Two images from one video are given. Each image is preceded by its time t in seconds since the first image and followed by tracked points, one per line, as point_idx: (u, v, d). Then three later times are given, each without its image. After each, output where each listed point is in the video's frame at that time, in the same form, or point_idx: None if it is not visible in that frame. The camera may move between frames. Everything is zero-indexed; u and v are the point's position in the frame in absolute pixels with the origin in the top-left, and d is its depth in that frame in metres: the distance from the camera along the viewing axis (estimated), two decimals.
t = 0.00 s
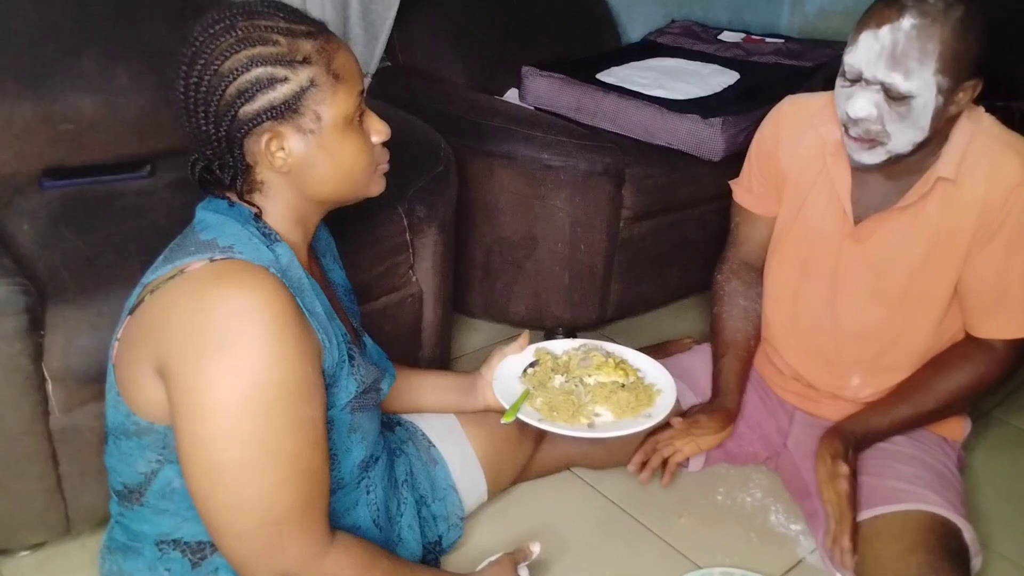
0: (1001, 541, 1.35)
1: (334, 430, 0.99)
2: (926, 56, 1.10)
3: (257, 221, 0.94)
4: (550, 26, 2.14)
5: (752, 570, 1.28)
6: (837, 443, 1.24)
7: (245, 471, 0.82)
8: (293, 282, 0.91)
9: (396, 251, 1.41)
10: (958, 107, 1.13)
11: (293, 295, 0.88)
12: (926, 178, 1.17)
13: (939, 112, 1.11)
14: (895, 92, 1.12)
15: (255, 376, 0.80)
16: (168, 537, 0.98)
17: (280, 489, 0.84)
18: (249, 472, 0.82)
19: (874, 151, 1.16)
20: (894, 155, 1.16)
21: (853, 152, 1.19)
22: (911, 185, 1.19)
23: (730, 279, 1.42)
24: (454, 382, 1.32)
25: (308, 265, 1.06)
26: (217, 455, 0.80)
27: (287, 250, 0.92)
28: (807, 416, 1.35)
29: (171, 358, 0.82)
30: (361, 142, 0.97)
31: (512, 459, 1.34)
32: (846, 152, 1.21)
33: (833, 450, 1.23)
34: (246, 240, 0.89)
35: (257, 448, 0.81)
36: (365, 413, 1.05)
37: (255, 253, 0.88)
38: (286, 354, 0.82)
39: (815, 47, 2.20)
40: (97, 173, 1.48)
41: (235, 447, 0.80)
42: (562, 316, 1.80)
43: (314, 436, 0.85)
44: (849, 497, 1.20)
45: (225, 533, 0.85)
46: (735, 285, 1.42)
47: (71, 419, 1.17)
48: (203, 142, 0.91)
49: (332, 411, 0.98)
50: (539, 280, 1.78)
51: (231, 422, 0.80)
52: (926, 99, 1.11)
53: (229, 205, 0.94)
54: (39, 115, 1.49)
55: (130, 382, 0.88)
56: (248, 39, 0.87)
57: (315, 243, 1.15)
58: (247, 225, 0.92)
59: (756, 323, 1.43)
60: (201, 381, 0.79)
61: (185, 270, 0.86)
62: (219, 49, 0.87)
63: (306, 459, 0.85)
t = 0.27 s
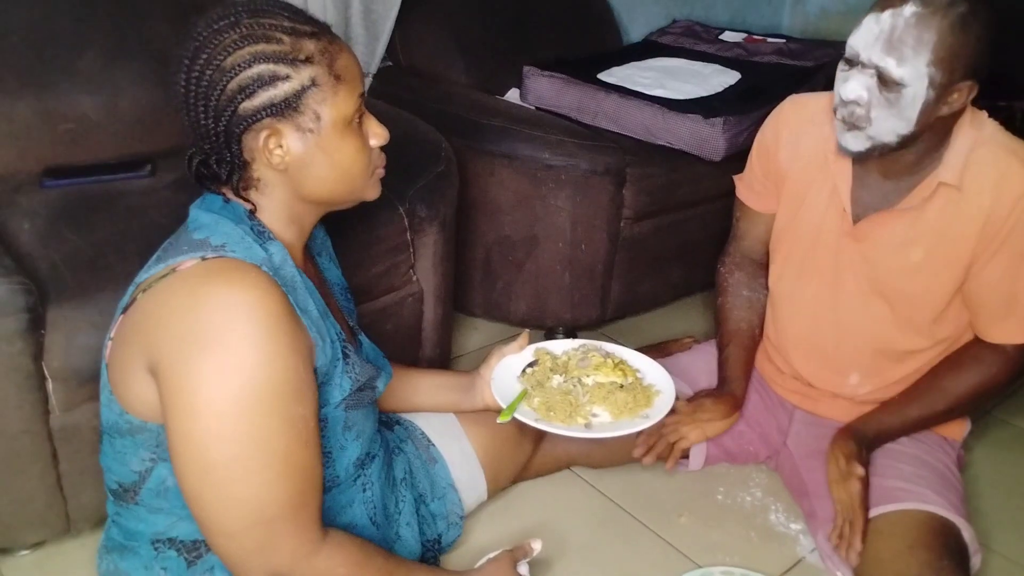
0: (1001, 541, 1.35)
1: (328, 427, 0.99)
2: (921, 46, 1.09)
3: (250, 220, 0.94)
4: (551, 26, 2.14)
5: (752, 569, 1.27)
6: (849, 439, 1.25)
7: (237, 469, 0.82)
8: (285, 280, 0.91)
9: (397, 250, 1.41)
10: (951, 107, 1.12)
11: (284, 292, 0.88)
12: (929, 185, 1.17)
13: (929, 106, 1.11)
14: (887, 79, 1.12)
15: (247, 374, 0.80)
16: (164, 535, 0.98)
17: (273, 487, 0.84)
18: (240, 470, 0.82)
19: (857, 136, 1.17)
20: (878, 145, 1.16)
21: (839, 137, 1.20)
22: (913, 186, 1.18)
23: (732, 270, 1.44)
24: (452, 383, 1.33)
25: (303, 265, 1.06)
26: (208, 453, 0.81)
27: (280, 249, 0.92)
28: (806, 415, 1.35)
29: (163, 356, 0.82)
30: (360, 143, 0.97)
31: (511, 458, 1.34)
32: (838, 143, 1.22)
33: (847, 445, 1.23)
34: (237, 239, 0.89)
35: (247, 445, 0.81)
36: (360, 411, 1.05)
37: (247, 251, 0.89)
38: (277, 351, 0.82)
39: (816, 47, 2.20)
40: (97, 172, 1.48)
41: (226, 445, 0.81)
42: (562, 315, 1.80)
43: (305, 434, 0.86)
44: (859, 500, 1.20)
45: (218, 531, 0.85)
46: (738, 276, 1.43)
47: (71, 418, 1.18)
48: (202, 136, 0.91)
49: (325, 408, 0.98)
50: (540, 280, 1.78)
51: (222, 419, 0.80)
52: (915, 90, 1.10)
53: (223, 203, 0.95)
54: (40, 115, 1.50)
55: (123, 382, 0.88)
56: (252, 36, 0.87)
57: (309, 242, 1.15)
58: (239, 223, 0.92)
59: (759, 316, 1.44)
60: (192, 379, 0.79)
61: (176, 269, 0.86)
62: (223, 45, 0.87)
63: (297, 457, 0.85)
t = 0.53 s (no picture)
0: (1000, 540, 1.35)
1: (320, 418, 0.99)
2: (928, 32, 1.12)
3: (243, 213, 0.94)
4: (550, 26, 2.14)
5: (751, 568, 1.27)
6: (863, 437, 1.22)
7: (225, 456, 0.81)
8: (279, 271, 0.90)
9: (396, 249, 1.42)
10: (955, 98, 1.15)
11: (276, 280, 0.88)
12: (926, 187, 1.17)
13: (935, 94, 1.13)
14: (894, 65, 1.14)
15: (236, 360, 0.80)
16: (162, 530, 0.98)
17: (260, 475, 0.83)
18: (227, 458, 0.81)
19: (866, 124, 1.17)
20: (885, 134, 1.17)
21: (845, 126, 1.20)
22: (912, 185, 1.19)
23: (729, 273, 1.44)
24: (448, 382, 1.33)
25: (300, 263, 1.06)
26: (196, 440, 0.80)
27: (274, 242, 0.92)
28: (805, 414, 1.35)
29: (155, 344, 0.82)
30: (335, 128, 0.95)
31: (511, 457, 1.34)
32: (842, 134, 1.22)
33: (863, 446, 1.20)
34: (230, 229, 0.89)
35: (234, 433, 0.81)
36: (355, 404, 1.05)
37: (239, 240, 0.88)
38: (266, 339, 0.82)
39: (814, 46, 2.20)
40: (97, 172, 1.48)
41: (214, 432, 0.80)
42: (562, 315, 1.80)
43: (293, 422, 0.85)
44: (866, 500, 1.18)
45: (207, 520, 0.85)
46: (734, 278, 1.44)
47: (70, 418, 1.18)
48: (183, 135, 0.93)
49: (320, 399, 0.98)
50: (539, 279, 1.78)
51: (211, 406, 0.80)
52: (922, 76, 1.12)
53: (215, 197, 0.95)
54: (39, 114, 1.50)
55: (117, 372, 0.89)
56: (212, 28, 0.88)
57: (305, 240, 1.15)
58: (232, 213, 0.92)
59: (755, 316, 1.44)
60: (182, 365, 0.79)
61: (168, 258, 0.87)
62: (187, 41, 0.89)
63: (284, 445, 0.84)
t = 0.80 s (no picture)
0: (1001, 540, 1.35)
1: (310, 408, 0.95)
2: (930, 33, 1.12)
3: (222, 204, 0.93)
4: (550, 27, 2.14)
5: (752, 569, 1.28)
6: (865, 438, 1.22)
7: (213, 427, 0.78)
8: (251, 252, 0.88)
9: (397, 250, 1.42)
10: (957, 98, 1.15)
11: (247, 262, 0.85)
12: (927, 184, 1.17)
13: (937, 94, 1.13)
14: (897, 65, 1.15)
15: (216, 329, 0.77)
16: (157, 520, 0.96)
17: (252, 447, 0.79)
18: (217, 427, 0.78)
19: (869, 124, 1.18)
20: (888, 134, 1.17)
21: (848, 126, 1.20)
22: (914, 183, 1.20)
23: (729, 274, 1.44)
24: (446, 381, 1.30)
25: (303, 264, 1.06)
26: (182, 413, 0.77)
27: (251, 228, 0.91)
28: (806, 414, 1.35)
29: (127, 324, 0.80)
30: (255, 137, 0.88)
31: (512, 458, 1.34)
32: (843, 134, 1.22)
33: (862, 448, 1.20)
34: (204, 215, 0.88)
35: (225, 398, 0.78)
36: (347, 394, 1.00)
37: (212, 225, 0.87)
38: (248, 308, 0.80)
39: (814, 47, 2.21)
40: (97, 173, 1.48)
41: (199, 401, 0.77)
42: (562, 315, 1.80)
43: (282, 389, 0.82)
44: (864, 501, 1.18)
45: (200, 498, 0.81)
46: (735, 279, 1.44)
47: (71, 419, 1.18)
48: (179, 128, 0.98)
49: (307, 385, 0.94)
50: (539, 279, 1.78)
51: (192, 376, 0.77)
52: (925, 76, 1.13)
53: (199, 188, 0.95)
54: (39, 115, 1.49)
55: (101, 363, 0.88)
56: (182, 27, 0.89)
57: (313, 241, 1.15)
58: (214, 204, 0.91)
59: (755, 317, 1.44)
60: (156, 339, 0.77)
61: (143, 244, 0.85)
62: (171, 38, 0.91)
63: (276, 410, 0.80)
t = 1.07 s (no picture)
0: (1001, 540, 1.35)
1: (300, 413, 0.96)
2: (928, 34, 1.13)
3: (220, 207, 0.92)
4: (550, 26, 2.14)
5: (753, 569, 1.28)
6: (863, 441, 1.22)
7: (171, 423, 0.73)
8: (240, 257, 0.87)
9: (397, 250, 1.42)
10: (956, 98, 1.15)
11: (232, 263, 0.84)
12: (926, 183, 1.17)
13: (936, 95, 1.14)
14: (895, 66, 1.15)
15: (182, 323, 0.74)
16: (150, 520, 0.96)
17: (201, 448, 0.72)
18: (182, 427, 0.72)
19: (868, 125, 1.18)
20: (887, 134, 1.17)
21: (846, 126, 1.20)
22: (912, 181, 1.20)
23: (729, 274, 1.45)
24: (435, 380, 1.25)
25: (303, 265, 1.05)
26: (144, 409, 0.74)
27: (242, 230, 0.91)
28: (806, 414, 1.35)
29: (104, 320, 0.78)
30: (252, 139, 0.88)
31: (512, 458, 1.34)
32: (842, 134, 1.23)
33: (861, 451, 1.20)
34: (198, 214, 0.88)
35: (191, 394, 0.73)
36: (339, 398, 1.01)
37: (203, 224, 0.86)
38: (216, 304, 0.77)
39: (814, 47, 2.21)
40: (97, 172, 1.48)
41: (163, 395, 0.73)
42: (562, 315, 1.80)
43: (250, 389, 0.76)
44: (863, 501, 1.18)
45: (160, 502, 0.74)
46: (734, 280, 1.45)
47: (71, 419, 1.17)
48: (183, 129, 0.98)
49: (295, 393, 0.95)
50: (539, 279, 1.78)
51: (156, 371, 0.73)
52: (923, 77, 1.13)
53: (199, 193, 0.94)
54: (39, 115, 1.49)
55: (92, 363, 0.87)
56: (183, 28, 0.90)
57: (320, 243, 1.15)
58: (208, 206, 0.90)
59: (755, 317, 1.45)
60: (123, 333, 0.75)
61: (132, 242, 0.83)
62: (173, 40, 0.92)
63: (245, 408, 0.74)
